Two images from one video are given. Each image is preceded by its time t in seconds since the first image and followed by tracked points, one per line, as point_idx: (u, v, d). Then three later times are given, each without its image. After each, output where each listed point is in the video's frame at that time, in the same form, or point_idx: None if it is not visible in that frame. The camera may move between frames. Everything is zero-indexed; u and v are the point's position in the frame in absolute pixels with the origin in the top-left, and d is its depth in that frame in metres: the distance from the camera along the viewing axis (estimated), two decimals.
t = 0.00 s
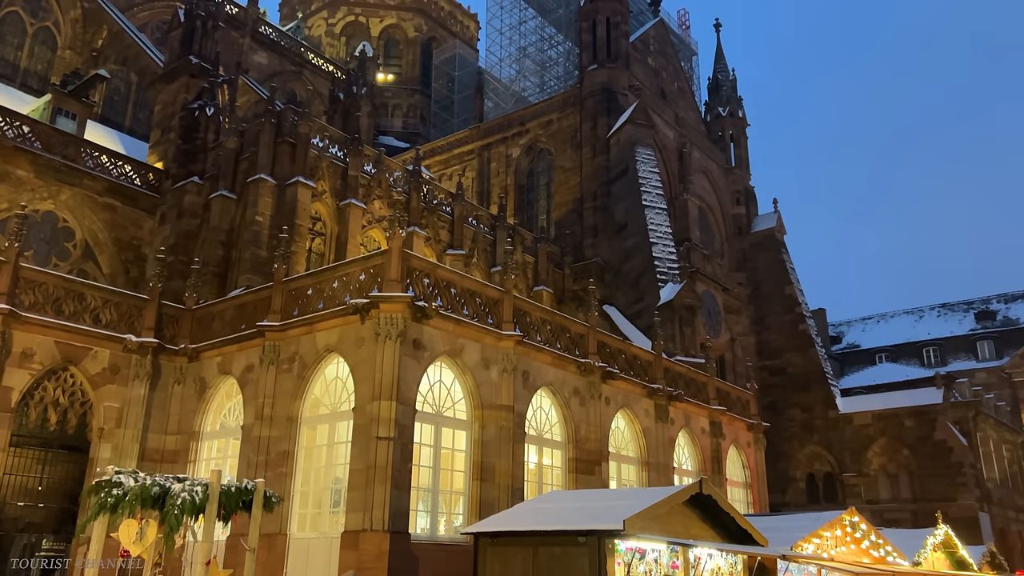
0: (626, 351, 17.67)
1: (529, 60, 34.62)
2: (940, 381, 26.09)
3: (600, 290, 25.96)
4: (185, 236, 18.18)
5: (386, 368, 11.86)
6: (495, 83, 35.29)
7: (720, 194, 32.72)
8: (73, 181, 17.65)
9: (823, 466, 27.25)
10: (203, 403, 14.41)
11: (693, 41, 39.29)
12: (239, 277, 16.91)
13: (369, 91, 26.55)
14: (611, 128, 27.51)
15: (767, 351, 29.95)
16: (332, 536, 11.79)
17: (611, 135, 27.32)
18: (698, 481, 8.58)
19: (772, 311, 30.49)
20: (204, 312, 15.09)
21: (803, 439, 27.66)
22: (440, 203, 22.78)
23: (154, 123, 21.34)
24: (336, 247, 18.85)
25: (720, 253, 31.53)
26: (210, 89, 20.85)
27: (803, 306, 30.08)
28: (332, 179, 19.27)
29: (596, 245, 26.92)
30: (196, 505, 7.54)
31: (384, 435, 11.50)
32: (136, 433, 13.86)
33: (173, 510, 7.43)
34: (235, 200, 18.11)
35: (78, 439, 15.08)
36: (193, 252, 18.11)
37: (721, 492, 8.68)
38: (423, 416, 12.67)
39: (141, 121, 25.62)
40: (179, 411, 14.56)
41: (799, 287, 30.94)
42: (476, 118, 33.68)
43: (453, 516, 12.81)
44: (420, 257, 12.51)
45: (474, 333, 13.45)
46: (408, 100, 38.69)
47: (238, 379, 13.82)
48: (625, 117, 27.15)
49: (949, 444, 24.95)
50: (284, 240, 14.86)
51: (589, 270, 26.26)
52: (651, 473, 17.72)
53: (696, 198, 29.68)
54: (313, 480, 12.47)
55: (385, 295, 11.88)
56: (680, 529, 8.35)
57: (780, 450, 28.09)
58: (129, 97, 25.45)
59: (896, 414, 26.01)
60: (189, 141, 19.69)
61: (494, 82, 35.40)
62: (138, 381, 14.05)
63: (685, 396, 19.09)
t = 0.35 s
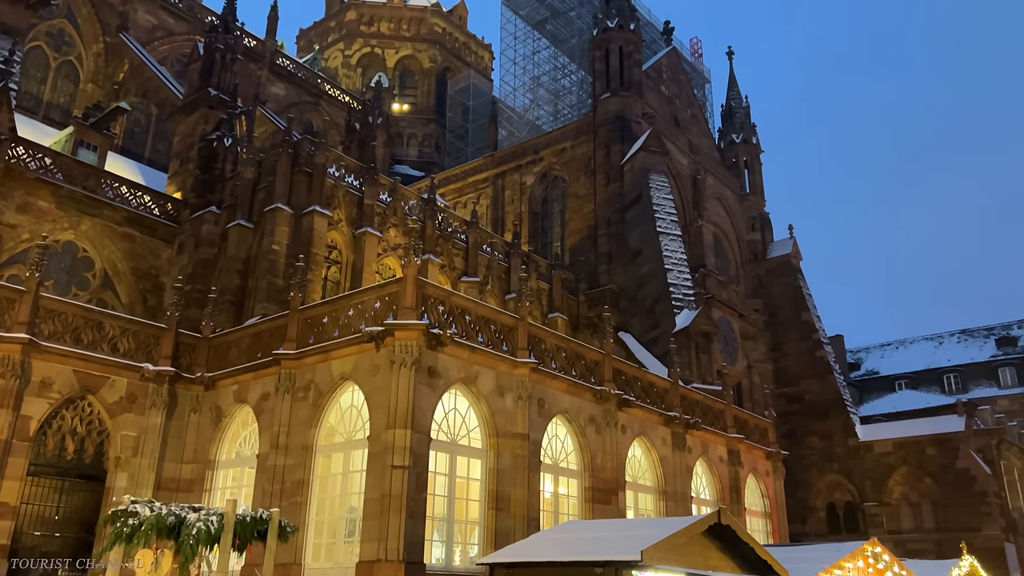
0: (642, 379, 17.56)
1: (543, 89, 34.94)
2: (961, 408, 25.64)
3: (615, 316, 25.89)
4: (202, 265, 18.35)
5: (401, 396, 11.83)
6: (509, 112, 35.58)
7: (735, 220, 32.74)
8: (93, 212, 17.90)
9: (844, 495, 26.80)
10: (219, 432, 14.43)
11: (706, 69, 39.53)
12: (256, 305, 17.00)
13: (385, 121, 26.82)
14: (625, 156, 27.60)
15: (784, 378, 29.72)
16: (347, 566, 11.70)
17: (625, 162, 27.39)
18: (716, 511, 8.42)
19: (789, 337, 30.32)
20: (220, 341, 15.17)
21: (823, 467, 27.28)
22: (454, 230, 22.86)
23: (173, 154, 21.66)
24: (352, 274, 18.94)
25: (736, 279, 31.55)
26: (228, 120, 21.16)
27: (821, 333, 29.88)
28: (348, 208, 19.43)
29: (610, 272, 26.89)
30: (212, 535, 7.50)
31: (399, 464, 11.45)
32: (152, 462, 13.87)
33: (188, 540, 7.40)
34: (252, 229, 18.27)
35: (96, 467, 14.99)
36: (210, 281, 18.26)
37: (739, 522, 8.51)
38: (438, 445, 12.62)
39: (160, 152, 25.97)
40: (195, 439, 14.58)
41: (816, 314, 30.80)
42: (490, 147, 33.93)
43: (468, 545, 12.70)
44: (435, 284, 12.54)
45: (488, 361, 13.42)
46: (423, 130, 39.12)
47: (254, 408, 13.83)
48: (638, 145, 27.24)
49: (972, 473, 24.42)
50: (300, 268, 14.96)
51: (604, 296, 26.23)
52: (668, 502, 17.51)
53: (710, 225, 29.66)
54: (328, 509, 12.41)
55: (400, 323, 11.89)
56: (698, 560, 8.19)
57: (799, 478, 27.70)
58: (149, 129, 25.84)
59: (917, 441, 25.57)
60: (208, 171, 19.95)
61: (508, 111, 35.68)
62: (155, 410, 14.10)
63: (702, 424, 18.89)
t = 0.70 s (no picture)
0: (655, 404, 17.44)
1: (553, 115, 35.19)
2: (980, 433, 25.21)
3: (628, 341, 25.79)
4: (216, 291, 18.46)
5: (413, 422, 11.79)
6: (521, 138, 35.82)
7: (747, 244, 32.71)
8: (109, 239, 18.08)
9: (861, 522, 26.37)
10: (231, 458, 14.42)
11: (716, 94, 39.73)
12: (268, 330, 17.06)
13: (397, 147, 27.01)
14: (636, 180, 27.65)
15: (799, 404, 29.49)
16: None
17: (636, 187, 27.44)
18: (732, 538, 8.25)
19: (803, 361, 30.13)
20: (233, 366, 15.21)
21: (840, 493, 26.90)
22: (466, 255, 22.94)
23: (188, 180, 21.92)
24: (364, 300, 18.99)
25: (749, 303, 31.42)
26: (242, 147, 21.40)
27: (835, 357, 29.67)
28: (361, 233, 19.54)
29: (622, 296, 26.85)
30: (224, 562, 7.43)
31: (411, 490, 11.38)
32: (164, 488, 13.86)
33: (200, 567, 7.34)
34: (265, 255, 18.37)
35: (107, 493, 15.08)
36: (224, 307, 18.35)
37: (756, 551, 8.33)
38: (450, 470, 12.55)
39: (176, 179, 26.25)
40: (207, 465, 14.57)
41: (830, 338, 30.61)
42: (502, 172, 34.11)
43: (481, 573, 12.58)
44: (447, 309, 12.55)
45: (500, 386, 13.38)
46: (435, 155, 39.27)
47: (267, 433, 13.82)
48: (649, 169, 27.31)
49: (993, 500, 23.93)
50: (313, 293, 15.02)
51: (616, 320, 26.17)
52: (683, 529, 17.30)
53: (723, 249, 29.61)
54: (340, 536, 12.33)
55: (412, 348, 11.88)
56: None
57: (816, 505, 27.32)
58: (164, 157, 26.14)
59: (935, 467, 25.16)
60: (222, 199, 20.13)
61: (519, 137, 35.91)
62: (168, 436, 14.12)
63: (716, 450, 18.70)
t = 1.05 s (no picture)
0: (666, 425, 17.33)
1: (562, 136, 35.37)
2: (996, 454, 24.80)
3: (638, 361, 25.69)
4: (226, 312, 18.54)
5: (421, 443, 11.73)
6: (530, 159, 36.00)
7: (757, 264, 32.64)
8: (120, 261, 18.21)
9: (876, 545, 25.99)
10: (240, 479, 14.39)
11: (725, 115, 39.85)
12: (278, 351, 17.09)
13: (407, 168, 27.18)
14: (645, 201, 27.67)
15: (811, 425, 29.26)
16: None
17: (644, 207, 27.46)
18: (743, 562, 8.09)
19: (815, 382, 29.93)
20: (243, 387, 15.23)
21: (853, 516, 26.55)
22: (475, 275, 22.99)
23: (199, 202, 22.09)
24: (374, 320, 19.01)
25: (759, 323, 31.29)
26: (253, 169, 21.55)
27: (847, 378, 29.45)
28: (371, 254, 19.60)
29: (632, 317, 26.78)
30: None
31: (420, 512, 11.31)
32: (173, 510, 13.83)
33: None
34: (275, 277, 18.45)
35: (117, 515, 15.06)
36: (234, 327, 18.41)
37: None
38: (459, 492, 12.48)
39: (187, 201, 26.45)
40: (216, 487, 14.54)
41: (842, 359, 30.42)
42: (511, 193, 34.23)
43: None
44: (456, 329, 12.54)
45: (509, 407, 13.33)
46: (444, 177, 39.63)
47: (275, 454, 13.79)
48: (658, 190, 27.35)
49: (1010, 523, 23.39)
50: (323, 314, 15.05)
51: (626, 341, 26.10)
52: (695, 552, 17.11)
53: (732, 269, 29.56)
54: (348, 559, 12.25)
55: (421, 368, 11.85)
56: None
57: (829, 527, 26.99)
58: (176, 178, 26.38)
59: (950, 489, 24.79)
60: (233, 220, 20.27)
61: (528, 158, 36.07)
62: (177, 458, 14.11)
63: (728, 471, 18.53)
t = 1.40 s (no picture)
0: (674, 440, 17.24)
1: (569, 152, 35.49)
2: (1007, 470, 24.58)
3: (645, 376, 25.61)
4: (234, 326, 18.58)
5: (428, 458, 11.70)
6: (536, 174, 36.09)
7: (765, 278, 32.57)
8: (129, 276, 18.30)
9: (887, 561, 25.71)
10: (247, 495, 14.36)
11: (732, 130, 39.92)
12: (285, 366, 17.11)
13: (414, 184, 27.27)
14: (652, 215, 27.69)
15: (820, 440, 29.07)
16: None
17: (652, 222, 27.46)
18: None
19: (824, 397, 29.77)
20: (250, 402, 15.23)
21: (864, 532, 26.29)
22: (483, 290, 23.01)
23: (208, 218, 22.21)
24: (381, 335, 19.02)
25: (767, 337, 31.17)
26: (261, 185, 21.65)
27: (856, 392, 29.27)
28: (378, 269, 19.64)
29: (639, 331, 26.71)
30: None
31: (427, 528, 11.26)
32: (180, 525, 13.81)
33: None
34: (283, 291, 18.50)
35: (123, 531, 15.04)
36: (241, 342, 18.45)
37: None
38: (466, 508, 12.43)
39: (196, 217, 26.57)
40: (223, 502, 14.52)
41: (851, 373, 30.27)
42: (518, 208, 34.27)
43: None
44: (463, 344, 12.53)
45: (517, 422, 13.29)
46: (451, 193, 39.78)
47: (282, 470, 13.77)
48: (665, 205, 27.35)
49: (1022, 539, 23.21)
50: (330, 329, 15.06)
51: (633, 355, 26.03)
52: (703, 569, 16.97)
53: (740, 283, 29.53)
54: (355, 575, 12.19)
55: (428, 383, 11.84)
56: None
57: (839, 543, 26.72)
58: (185, 194, 26.54)
59: (961, 505, 24.56)
60: (241, 235, 20.34)
61: (535, 173, 36.16)
62: (184, 473, 14.10)
63: (736, 487, 18.41)
